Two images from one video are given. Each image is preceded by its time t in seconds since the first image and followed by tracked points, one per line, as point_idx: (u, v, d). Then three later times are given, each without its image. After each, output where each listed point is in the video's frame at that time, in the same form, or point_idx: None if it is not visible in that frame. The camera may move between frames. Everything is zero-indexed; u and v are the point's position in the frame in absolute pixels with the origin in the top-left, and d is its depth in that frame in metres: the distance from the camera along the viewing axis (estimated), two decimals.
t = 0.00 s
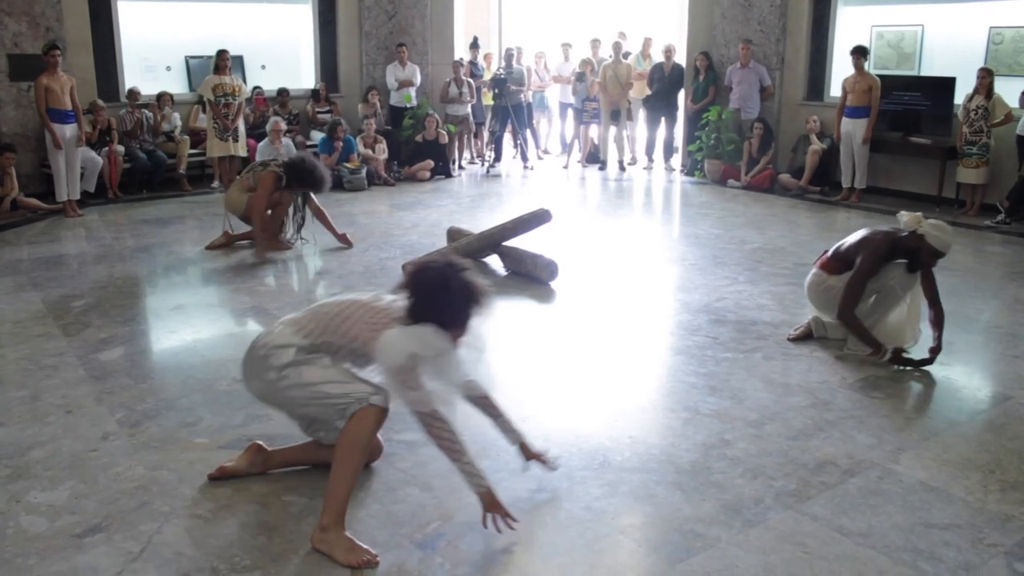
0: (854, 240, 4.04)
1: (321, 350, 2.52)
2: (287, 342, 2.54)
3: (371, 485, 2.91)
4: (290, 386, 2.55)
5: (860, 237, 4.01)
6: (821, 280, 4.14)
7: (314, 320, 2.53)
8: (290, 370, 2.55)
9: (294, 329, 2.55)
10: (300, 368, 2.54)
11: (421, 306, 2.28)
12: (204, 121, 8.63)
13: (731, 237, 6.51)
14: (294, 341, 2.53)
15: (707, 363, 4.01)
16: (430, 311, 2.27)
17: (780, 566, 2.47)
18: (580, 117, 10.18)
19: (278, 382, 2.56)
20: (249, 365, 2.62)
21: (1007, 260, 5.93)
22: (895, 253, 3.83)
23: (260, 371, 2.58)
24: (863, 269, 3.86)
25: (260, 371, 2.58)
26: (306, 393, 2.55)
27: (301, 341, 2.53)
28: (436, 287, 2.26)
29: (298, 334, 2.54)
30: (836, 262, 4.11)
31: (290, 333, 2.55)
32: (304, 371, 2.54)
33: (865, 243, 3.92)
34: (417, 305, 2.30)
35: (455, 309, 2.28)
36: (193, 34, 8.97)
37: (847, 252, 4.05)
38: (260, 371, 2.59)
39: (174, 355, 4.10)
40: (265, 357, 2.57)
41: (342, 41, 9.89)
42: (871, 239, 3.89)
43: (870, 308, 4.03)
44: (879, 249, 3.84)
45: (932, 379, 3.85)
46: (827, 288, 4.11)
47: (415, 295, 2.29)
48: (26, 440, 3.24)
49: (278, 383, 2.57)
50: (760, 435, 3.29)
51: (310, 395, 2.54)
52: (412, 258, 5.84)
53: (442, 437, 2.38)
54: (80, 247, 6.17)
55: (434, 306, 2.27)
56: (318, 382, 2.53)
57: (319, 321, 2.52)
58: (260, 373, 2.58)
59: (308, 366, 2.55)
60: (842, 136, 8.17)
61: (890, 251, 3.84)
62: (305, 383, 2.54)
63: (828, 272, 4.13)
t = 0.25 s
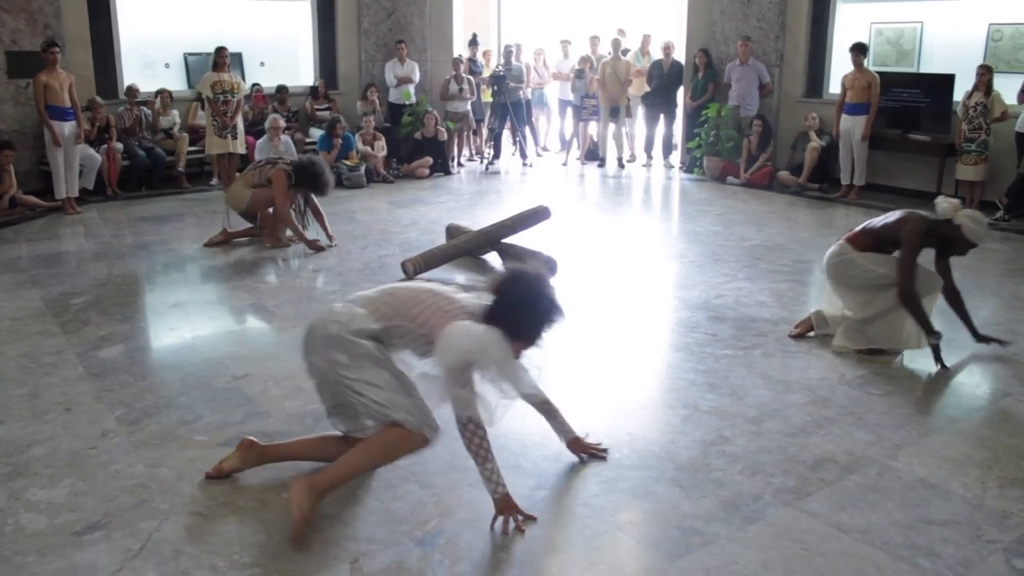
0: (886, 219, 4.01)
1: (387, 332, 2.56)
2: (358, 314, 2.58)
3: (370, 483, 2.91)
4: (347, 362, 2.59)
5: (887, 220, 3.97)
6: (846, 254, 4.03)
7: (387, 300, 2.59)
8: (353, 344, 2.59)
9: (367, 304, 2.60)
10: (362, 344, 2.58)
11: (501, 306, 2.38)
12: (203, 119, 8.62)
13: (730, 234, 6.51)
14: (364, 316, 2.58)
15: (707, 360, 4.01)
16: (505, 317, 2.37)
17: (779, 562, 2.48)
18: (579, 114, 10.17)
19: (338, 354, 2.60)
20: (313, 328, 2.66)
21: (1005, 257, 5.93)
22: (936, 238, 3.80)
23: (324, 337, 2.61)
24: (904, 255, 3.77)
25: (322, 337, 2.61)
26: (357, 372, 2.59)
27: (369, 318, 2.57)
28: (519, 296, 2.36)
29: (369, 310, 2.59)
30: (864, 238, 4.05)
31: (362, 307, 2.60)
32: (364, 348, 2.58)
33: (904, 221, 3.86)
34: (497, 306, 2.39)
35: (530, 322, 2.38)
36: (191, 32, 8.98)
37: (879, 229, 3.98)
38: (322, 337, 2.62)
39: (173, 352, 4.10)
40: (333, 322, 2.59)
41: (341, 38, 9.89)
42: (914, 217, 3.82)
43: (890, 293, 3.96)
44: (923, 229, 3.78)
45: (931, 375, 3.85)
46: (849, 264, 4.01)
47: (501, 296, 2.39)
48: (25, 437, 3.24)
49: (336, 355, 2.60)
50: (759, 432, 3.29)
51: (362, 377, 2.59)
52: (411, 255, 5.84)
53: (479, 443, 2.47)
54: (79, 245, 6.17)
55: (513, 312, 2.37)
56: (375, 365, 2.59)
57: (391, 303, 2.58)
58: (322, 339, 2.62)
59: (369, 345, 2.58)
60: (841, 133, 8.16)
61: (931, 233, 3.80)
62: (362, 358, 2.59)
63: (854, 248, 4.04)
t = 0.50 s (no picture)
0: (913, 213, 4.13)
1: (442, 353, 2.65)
2: (414, 337, 2.63)
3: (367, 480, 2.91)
4: (404, 386, 2.65)
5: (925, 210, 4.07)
6: (880, 238, 4.03)
7: (437, 317, 2.68)
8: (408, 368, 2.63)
9: (419, 324, 2.67)
10: (416, 366, 2.64)
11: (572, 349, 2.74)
12: (199, 116, 8.61)
13: (727, 231, 6.51)
14: (422, 339, 2.64)
15: (703, 357, 4.01)
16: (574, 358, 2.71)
17: (775, 559, 2.48)
18: (575, 111, 10.19)
19: (396, 380, 2.64)
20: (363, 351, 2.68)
21: (1001, 253, 5.94)
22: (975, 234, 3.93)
23: (380, 363, 2.63)
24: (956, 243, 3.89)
25: (377, 363, 2.63)
26: (411, 394, 2.67)
27: (427, 339, 2.65)
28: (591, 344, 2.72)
29: (421, 330, 2.66)
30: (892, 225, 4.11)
31: (414, 326, 2.66)
32: (418, 370, 2.65)
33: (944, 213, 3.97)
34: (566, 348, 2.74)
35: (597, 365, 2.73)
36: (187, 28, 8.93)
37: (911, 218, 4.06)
38: (379, 364, 2.64)
39: (169, 350, 4.10)
40: (390, 349, 2.62)
41: (338, 35, 9.88)
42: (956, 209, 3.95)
43: (913, 285, 4.01)
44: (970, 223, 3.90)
45: (927, 372, 3.86)
46: (887, 250, 4.01)
47: (573, 342, 2.76)
48: (21, 435, 3.23)
49: (393, 382, 2.64)
50: (756, 428, 3.30)
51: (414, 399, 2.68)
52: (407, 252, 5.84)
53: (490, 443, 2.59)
54: (76, 243, 6.16)
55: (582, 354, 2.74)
56: (426, 387, 2.69)
57: (442, 321, 2.67)
58: (378, 365, 2.64)
59: (421, 365, 2.65)
60: (838, 130, 8.15)
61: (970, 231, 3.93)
62: (416, 381, 2.65)
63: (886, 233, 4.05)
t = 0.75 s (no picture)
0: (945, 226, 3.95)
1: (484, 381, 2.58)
2: (461, 355, 2.56)
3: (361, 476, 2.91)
4: (440, 397, 2.58)
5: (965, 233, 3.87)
6: (910, 245, 3.86)
7: (489, 341, 2.60)
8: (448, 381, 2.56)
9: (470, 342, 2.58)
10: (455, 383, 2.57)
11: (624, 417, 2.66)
12: (193, 112, 8.59)
13: (721, 227, 6.52)
14: (468, 357, 2.56)
15: (697, 353, 4.02)
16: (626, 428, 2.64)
17: (769, 554, 2.48)
18: (570, 107, 10.22)
19: (431, 390, 2.57)
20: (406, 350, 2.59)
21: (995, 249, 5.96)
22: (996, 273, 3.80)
23: (422, 373, 2.55)
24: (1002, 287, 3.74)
25: (417, 367, 2.56)
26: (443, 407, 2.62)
27: (475, 360, 2.56)
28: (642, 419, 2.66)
29: (472, 350, 2.57)
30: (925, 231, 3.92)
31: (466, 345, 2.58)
32: (456, 387, 2.58)
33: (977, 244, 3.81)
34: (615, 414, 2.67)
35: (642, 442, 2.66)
36: (180, 24, 8.93)
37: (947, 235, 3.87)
38: (421, 371, 2.56)
39: (162, 347, 4.09)
40: (437, 360, 2.55)
41: (332, 31, 9.87)
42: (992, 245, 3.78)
43: (911, 302, 3.95)
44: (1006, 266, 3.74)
45: (920, 368, 3.87)
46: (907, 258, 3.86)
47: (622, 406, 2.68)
48: (14, 433, 3.22)
49: (429, 392, 2.58)
50: (750, 424, 3.30)
51: (440, 408, 2.64)
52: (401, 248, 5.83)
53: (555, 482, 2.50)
54: (68, 239, 6.14)
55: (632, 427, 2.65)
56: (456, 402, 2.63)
57: (495, 348, 2.59)
58: (419, 374, 2.56)
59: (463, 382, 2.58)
60: (832, 126, 8.16)
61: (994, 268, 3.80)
62: (452, 395, 2.59)
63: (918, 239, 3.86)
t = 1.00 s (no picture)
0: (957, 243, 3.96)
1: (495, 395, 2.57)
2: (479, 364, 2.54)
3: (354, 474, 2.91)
4: (447, 401, 2.54)
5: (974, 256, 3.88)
6: (926, 253, 3.85)
7: (506, 359, 2.60)
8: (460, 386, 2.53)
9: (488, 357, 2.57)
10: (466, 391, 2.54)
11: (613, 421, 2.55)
12: (183, 110, 8.57)
13: (712, 224, 6.53)
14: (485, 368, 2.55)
15: (689, 349, 4.03)
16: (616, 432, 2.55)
17: (761, 550, 2.49)
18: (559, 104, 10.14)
19: (442, 394, 2.53)
20: (422, 349, 2.54)
21: (985, 246, 5.98)
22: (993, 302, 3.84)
23: (438, 376, 2.51)
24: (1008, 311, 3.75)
25: (433, 368, 2.50)
26: (446, 413, 2.59)
27: (491, 375, 2.56)
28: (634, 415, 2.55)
29: (485, 364, 2.56)
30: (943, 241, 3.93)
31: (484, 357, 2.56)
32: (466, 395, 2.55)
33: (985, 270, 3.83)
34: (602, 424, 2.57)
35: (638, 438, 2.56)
36: (171, 22, 8.90)
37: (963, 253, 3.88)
38: (435, 374, 2.51)
39: (154, 346, 4.08)
40: (454, 364, 2.51)
41: (323, 29, 9.85)
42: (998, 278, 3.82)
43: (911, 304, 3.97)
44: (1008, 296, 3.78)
45: (911, 364, 3.88)
46: (924, 256, 3.85)
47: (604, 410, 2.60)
48: (5, 433, 3.21)
49: (438, 395, 2.53)
50: (742, 421, 3.31)
51: (443, 413, 2.60)
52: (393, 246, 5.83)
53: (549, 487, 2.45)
54: (59, 238, 6.11)
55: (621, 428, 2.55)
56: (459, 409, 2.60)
57: (512, 367, 2.59)
58: (433, 377, 2.52)
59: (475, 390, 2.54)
60: (823, 123, 8.19)
61: (992, 293, 3.83)
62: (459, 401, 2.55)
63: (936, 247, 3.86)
